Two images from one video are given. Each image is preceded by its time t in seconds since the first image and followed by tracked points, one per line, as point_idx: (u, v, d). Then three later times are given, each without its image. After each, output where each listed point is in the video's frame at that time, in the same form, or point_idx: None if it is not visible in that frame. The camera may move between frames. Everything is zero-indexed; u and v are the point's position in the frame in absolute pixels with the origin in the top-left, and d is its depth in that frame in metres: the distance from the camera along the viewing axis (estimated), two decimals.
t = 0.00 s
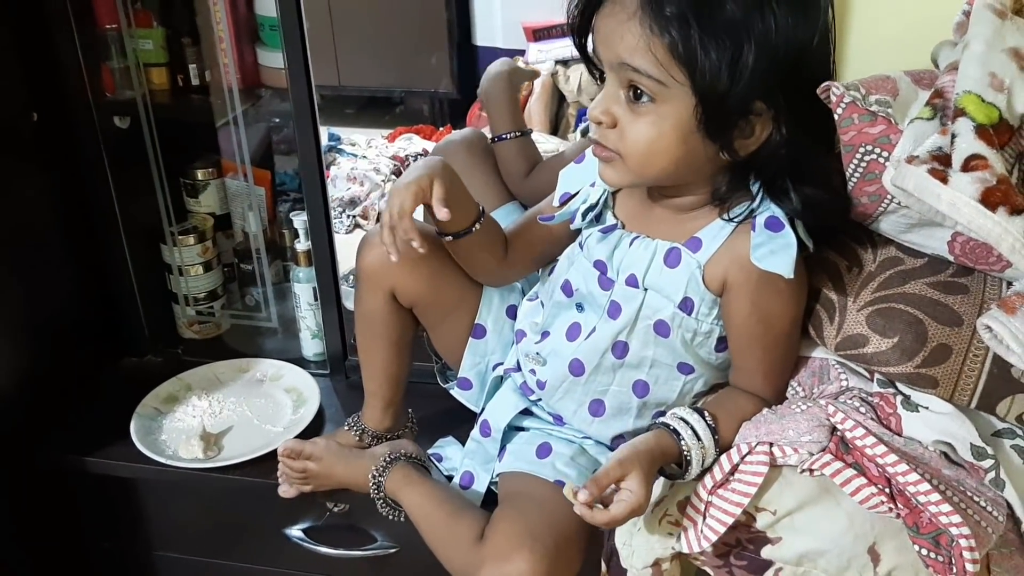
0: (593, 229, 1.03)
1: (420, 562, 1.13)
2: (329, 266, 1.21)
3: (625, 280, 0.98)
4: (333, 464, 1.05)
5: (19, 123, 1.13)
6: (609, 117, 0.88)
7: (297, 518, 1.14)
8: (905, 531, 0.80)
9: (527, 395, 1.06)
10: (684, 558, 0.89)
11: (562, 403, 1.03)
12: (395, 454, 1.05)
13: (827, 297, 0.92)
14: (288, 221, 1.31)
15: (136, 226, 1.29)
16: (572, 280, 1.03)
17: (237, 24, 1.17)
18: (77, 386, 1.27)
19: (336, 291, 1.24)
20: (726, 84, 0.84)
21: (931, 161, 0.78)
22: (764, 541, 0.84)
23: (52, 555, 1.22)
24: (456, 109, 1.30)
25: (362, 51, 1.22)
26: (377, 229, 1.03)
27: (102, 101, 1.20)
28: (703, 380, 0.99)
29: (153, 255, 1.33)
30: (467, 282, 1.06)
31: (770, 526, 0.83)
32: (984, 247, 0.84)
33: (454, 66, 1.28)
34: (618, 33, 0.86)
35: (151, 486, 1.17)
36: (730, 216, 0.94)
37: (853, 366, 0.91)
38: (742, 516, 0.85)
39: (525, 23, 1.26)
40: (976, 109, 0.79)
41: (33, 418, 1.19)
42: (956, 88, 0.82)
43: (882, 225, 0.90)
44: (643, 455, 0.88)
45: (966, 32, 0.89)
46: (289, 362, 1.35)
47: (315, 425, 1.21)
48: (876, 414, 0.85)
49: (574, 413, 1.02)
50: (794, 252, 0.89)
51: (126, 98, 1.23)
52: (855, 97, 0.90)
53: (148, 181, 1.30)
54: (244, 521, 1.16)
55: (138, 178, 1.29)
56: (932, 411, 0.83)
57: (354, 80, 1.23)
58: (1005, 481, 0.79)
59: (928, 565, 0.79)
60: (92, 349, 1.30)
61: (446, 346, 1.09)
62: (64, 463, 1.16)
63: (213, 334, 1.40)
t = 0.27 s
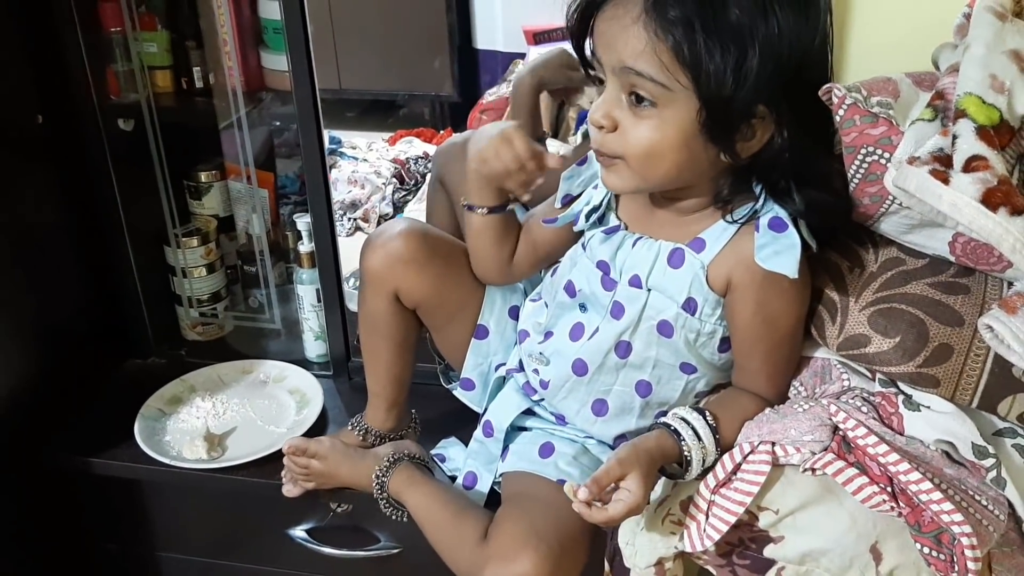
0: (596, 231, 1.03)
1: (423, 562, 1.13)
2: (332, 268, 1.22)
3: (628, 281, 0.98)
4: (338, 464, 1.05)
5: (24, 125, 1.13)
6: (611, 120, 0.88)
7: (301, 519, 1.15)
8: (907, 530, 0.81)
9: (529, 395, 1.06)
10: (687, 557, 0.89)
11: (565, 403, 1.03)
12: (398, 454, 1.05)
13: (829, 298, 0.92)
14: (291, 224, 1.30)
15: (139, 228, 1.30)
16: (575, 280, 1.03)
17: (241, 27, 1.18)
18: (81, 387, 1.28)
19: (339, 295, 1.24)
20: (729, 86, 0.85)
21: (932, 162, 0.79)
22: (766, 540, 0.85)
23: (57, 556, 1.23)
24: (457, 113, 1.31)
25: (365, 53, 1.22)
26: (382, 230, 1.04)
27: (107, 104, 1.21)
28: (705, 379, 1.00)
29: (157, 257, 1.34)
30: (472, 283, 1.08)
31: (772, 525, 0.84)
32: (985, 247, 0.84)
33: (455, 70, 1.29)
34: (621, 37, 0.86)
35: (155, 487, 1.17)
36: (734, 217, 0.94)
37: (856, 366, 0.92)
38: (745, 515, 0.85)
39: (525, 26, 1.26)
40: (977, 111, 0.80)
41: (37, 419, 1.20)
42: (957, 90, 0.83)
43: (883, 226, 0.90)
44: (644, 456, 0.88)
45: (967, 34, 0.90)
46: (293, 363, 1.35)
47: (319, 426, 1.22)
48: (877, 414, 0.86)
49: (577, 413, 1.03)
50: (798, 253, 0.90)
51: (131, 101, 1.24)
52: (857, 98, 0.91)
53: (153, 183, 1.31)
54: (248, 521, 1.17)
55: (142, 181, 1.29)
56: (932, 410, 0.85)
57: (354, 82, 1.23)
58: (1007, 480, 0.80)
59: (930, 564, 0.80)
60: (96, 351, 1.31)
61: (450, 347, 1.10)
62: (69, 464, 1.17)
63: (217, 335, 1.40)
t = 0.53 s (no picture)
0: (595, 229, 1.03)
1: (423, 562, 1.13)
2: (332, 267, 1.22)
3: (627, 280, 0.98)
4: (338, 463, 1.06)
5: (25, 126, 1.13)
6: (604, 125, 0.88)
7: (301, 518, 1.15)
8: (906, 528, 0.81)
9: (528, 394, 1.07)
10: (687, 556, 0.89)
11: (564, 401, 1.03)
12: (400, 454, 1.05)
13: (828, 297, 0.92)
14: (290, 224, 1.31)
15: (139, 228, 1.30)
16: (574, 279, 1.03)
17: (241, 27, 1.18)
18: (81, 388, 1.28)
19: (338, 296, 1.25)
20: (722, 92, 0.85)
21: (930, 161, 0.79)
22: (765, 540, 0.85)
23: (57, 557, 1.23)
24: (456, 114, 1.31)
25: (364, 54, 1.22)
26: (386, 229, 1.05)
27: (107, 105, 1.21)
28: (703, 378, 1.00)
29: (156, 257, 1.34)
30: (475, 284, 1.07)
31: (771, 524, 0.84)
32: (983, 245, 0.85)
33: (454, 72, 1.28)
34: (613, 41, 0.86)
35: (154, 487, 1.18)
36: (732, 216, 0.94)
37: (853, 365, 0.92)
38: (744, 514, 0.85)
39: (525, 28, 1.23)
40: (974, 109, 0.80)
41: (38, 420, 1.19)
42: (954, 89, 0.83)
43: (881, 225, 0.91)
44: (643, 457, 0.89)
45: (964, 34, 0.90)
46: (292, 364, 1.35)
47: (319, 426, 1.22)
48: (875, 412, 0.86)
49: (575, 411, 1.03)
50: (797, 251, 0.90)
51: (130, 102, 1.23)
52: (854, 98, 0.91)
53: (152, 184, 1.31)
54: (249, 521, 1.17)
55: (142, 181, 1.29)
56: (930, 408, 0.85)
57: (353, 83, 1.22)
58: (1005, 479, 0.80)
59: (928, 561, 0.80)
60: (96, 351, 1.31)
61: (449, 346, 1.10)
62: (68, 465, 1.17)
63: (215, 336, 1.40)
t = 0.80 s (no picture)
0: (590, 240, 1.04)
1: (419, 562, 1.13)
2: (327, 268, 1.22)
3: (623, 288, 0.99)
4: (333, 464, 1.06)
5: (20, 127, 1.13)
6: (594, 106, 0.88)
7: (297, 519, 1.15)
8: (900, 527, 0.81)
9: (525, 395, 1.06)
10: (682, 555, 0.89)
11: (561, 404, 1.04)
12: (395, 453, 1.05)
13: (820, 297, 0.92)
14: (286, 226, 1.31)
15: (135, 229, 1.30)
16: (569, 288, 1.03)
17: (236, 28, 1.18)
18: (78, 390, 1.28)
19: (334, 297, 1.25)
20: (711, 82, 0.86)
21: (922, 160, 0.79)
22: (760, 540, 0.85)
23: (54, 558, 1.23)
24: (453, 114, 1.31)
25: (360, 55, 1.22)
26: (379, 231, 1.08)
27: (101, 106, 1.21)
28: (699, 381, 1.00)
29: (151, 258, 1.34)
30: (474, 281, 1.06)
31: (766, 524, 0.84)
32: (977, 245, 0.85)
33: (451, 73, 1.30)
34: (606, 21, 0.86)
35: (150, 487, 1.18)
36: (724, 216, 0.95)
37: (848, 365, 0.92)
38: (739, 515, 0.85)
39: (520, 28, 1.26)
40: (967, 108, 0.80)
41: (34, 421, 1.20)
42: (948, 88, 0.83)
43: (875, 224, 0.91)
44: (638, 465, 0.88)
45: (958, 33, 0.90)
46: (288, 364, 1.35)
47: (314, 427, 1.22)
48: (869, 412, 0.87)
49: (573, 414, 1.03)
50: (792, 251, 0.91)
51: (125, 102, 1.22)
52: (847, 97, 0.91)
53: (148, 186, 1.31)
54: (245, 522, 1.17)
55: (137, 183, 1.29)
56: (925, 408, 0.85)
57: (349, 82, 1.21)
58: (999, 477, 0.80)
59: (923, 560, 0.80)
60: (92, 353, 1.31)
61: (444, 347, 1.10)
62: (64, 466, 1.17)
63: (211, 337, 1.40)
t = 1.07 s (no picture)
0: (588, 240, 1.04)
1: (416, 563, 1.13)
2: (324, 269, 1.22)
3: (621, 289, 1.00)
4: (328, 466, 1.05)
5: (18, 129, 1.13)
6: (597, 139, 0.88)
7: (295, 521, 1.15)
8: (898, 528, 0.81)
9: (523, 399, 1.05)
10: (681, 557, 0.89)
11: (559, 408, 1.01)
12: (388, 455, 1.05)
13: (818, 294, 0.92)
14: (283, 227, 1.30)
15: (132, 230, 1.30)
16: (567, 288, 1.03)
17: (232, 29, 1.18)
18: (76, 392, 1.28)
19: (332, 298, 1.25)
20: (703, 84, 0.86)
21: (920, 160, 0.79)
22: (758, 541, 0.85)
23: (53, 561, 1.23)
24: (451, 114, 1.31)
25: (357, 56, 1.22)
26: (379, 251, 0.99)
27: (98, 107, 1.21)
28: (698, 383, 1.00)
29: (149, 260, 1.34)
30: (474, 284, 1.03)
31: (765, 526, 0.84)
32: (975, 245, 0.84)
33: (449, 72, 1.27)
34: (587, 56, 0.86)
35: (147, 489, 1.18)
36: (725, 213, 0.95)
37: (845, 366, 0.92)
38: (738, 517, 0.85)
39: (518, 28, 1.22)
40: (965, 108, 0.80)
41: (33, 423, 1.19)
42: (946, 88, 0.83)
43: (873, 224, 0.90)
44: (642, 472, 0.88)
45: (956, 32, 0.90)
46: (286, 366, 1.35)
47: (312, 428, 1.22)
48: (868, 413, 0.86)
49: (571, 417, 1.01)
50: (790, 252, 0.90)
51: (122, 104, 1.23)
52: (845, 97, 0.92)
53: (144, 187, 1.31)
54: (243, 524, 1.17)
55: (134, 184, 1.29)
56: (923, 409, 0.85)
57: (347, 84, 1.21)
58: (998, 478, 0.80)
59: (921, 561, 0.80)
60: (90, 354, 1.31)
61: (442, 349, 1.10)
62: (62, 468, 1.17)
63: (208, 338, 1.40)
